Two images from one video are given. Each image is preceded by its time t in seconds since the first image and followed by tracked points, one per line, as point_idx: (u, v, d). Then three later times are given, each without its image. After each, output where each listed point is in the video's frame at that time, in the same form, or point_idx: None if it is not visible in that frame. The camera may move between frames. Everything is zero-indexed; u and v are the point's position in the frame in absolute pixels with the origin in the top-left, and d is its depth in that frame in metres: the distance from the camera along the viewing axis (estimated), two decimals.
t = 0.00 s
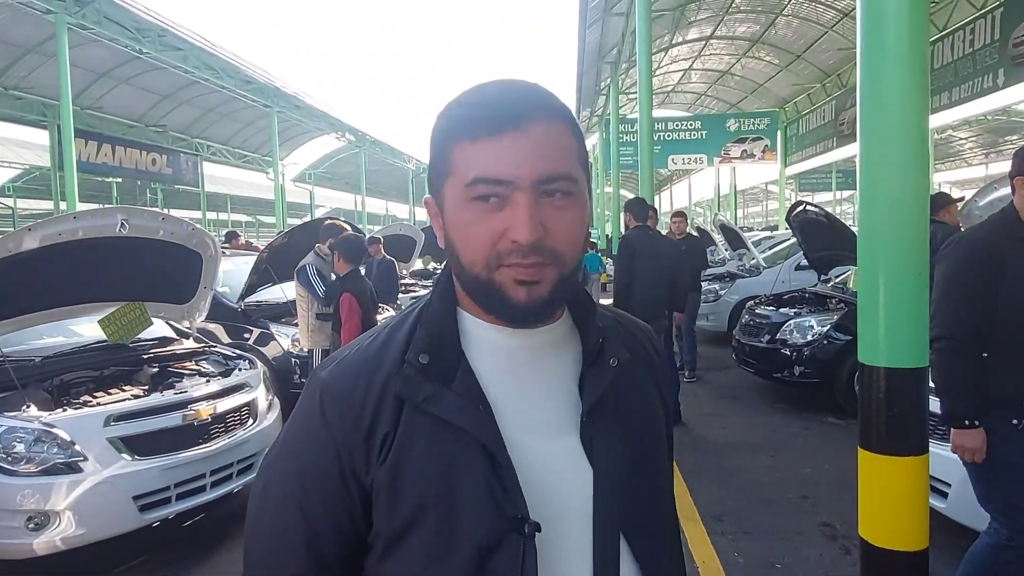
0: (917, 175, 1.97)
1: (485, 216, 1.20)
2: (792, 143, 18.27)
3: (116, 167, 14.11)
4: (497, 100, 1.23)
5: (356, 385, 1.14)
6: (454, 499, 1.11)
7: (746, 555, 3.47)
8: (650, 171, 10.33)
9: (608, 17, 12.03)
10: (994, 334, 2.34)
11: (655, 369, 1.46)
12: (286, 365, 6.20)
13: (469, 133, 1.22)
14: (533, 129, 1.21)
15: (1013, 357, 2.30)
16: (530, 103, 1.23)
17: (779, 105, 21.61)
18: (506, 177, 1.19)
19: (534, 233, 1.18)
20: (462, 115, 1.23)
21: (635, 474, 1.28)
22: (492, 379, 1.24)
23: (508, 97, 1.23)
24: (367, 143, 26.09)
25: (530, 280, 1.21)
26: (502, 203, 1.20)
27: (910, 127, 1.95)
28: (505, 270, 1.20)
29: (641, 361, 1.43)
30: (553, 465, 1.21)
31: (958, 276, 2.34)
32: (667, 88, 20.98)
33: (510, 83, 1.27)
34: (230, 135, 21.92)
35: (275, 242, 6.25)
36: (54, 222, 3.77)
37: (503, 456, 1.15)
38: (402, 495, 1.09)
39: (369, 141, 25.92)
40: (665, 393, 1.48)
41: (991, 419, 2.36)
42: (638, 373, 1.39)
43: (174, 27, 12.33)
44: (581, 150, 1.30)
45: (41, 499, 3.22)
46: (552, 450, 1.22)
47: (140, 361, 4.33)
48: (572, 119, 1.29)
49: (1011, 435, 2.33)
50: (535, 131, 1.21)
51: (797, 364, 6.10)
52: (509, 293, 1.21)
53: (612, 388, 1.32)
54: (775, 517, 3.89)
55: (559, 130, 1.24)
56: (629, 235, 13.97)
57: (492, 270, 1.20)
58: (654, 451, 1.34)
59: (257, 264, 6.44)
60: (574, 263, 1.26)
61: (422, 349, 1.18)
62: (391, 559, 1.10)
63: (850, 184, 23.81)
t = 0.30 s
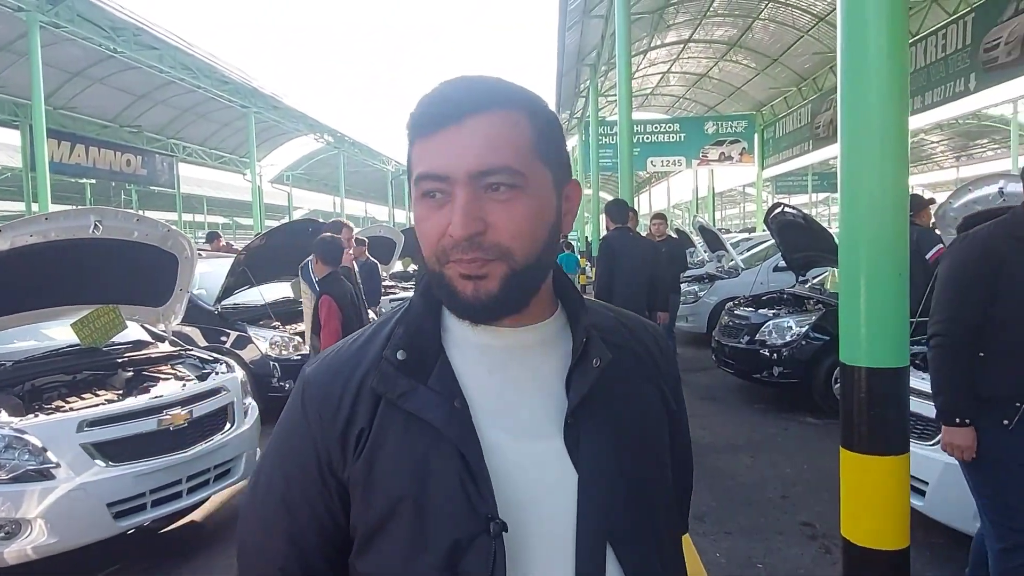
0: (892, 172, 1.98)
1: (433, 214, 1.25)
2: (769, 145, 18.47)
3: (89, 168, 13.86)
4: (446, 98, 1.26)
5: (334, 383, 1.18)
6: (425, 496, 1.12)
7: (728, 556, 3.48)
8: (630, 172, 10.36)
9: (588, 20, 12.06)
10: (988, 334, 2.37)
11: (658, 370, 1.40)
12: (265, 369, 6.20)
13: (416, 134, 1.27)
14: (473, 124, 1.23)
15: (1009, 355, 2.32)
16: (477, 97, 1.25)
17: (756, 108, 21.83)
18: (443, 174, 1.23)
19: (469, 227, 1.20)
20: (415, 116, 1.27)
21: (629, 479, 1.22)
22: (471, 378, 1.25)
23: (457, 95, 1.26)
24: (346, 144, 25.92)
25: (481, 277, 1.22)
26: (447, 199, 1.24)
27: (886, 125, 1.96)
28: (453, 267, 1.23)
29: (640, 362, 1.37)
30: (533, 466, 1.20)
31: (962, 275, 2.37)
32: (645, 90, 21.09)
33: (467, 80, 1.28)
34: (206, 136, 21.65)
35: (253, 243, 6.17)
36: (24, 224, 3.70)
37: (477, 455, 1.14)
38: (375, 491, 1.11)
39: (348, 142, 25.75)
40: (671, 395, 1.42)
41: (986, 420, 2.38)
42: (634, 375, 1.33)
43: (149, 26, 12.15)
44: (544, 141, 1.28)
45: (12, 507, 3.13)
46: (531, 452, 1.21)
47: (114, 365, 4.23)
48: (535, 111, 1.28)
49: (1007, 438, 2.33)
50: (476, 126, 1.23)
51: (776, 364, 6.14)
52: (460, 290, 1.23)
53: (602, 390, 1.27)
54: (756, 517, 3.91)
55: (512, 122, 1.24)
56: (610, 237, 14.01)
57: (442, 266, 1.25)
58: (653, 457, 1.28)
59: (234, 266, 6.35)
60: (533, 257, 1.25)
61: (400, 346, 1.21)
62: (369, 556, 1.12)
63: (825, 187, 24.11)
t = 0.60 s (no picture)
0: (885, 176, 1.99)
1: (432, 220, 1.25)
2: (751, 148, 18.60)
3: (67, 170, 13.65)
4: (445, 104, 1.26)
5: (337, 388, 1.19)
6: (426, 503, 1.11)
7: (717, 558, 3.48)
8: (615, 175, 10.38)
9: (572, 23, 12.07)
10: None
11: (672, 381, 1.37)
12: (249, 373, 6.16)
13: (417, 141, 1.27)
14: (471, 129, 1.22)
15: None
16: (475, 102, 1.24)
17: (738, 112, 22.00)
18: (440, 181, 1.23)
19: (467, 233, 1.19)
20: (416, 123, 1.28)
21: (636, 491, 1.20)
22: (474, 385, 1.25)
23: (458, 100, 1.25)
24: (329, 146, 25.76)
25: (481, 286, 1.21)
26: (444, 205, 1.24)
27: (879, 129, 1.98)
28: (453, 276, 1.22)
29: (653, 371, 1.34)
30: (535, 474, 1.18)
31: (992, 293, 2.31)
32: (629, 93, 21.18)
33: (467, 84, 1.28)
34: (187, 137, 21.41)
35: (237, 246, 6.13)
36: (3, 227, 3.66)
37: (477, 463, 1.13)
38: (374, 497, 1.11)
39: (331, 144, 25.60)
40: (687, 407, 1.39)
41: None
42: (646, 384, 1.30)
43: (130, 27, 12.00)
44: (547, 145, 1.26)
45: None
46: (533, 460, 1.20)
47: (95, 371, 4.16)
48: (537, 115, 1.26)
49: None
50: (475, 131, 1.22)
51: (761, 366, 6.17)
52: (460, 301, 1.22)
53: (610, 399, 1.25)
54: (744, 519, 3.92)
55: (512, 127, 1.23)
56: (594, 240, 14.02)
57: (444, 274, 1.23)
58: (664, 469, 1.25)
59: (217, 269, 6.28)
60: (536, 263, 1.24)
61: (403, 350, 1.21)
62: (369, 561, 1.12)
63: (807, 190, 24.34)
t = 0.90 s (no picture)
0: (876, 178, 2.01)
1: (415, 222, 1.25)
2: (738, 149, 18.72)
3: (50, 169, 13.49)
4: (426, 104, 1.26)
5: (314, 389, 1.19)
6: (400, 513, 1.10)
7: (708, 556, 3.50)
8: (603, 175, 10.40)
9: (560, 23, 12.08)
10: None
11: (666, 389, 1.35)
12: (237, 373, 6.11)
13: (400, 141, 1.28)
14: (454, 131, 1.22)
15: None
16: (456, 104, 1.24)
17: (725, 113, 22.12)
18: (422, 183, 1.23)
19: (446, 237, 1.19)
20: (399, 123, 1.28)
21: (622, 502, 1.18)
22: (456, 391, 1.25)
23: (440, 101, 1.25)
24: (316, 146, 25.64)
25: (462, 292, 1.20)
26: (426, 207, 1.24)
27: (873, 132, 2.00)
28: (433, 281, 1.22)
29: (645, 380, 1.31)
30: (515, 482, 1.18)
31: None
32: (616, 94, 21.24)
33: (450, 83, 1.28)
34: (172, 136, 21.21)
35: (224, 246, 6.09)
36: None
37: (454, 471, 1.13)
38: (351, 503, 1.11)
39: (318, 144, 25.48)
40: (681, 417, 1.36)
41: None
42: (635, 394, 1.28)
43: (115, 24, 11.88)
44: (531, 147, 1.25)
45: None
46: (513, 468, 1.19)
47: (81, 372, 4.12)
48: (522, 114, 1.26)
49: None
50: (457, 132, 1.22)
51: (750, 366, 6.21)
52: (442, 307, 1.22)
53: (596, 408, 1.24)
54: (734, 518, 3.95)
55: (496, 127, 1.22)
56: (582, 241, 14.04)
57: (425, 278, 1.23)
58: (653, 480, 1.23)
59: (204, 269, 6.23)
60: (520, 268, 1.22)
61: (382, 353, 1.20)
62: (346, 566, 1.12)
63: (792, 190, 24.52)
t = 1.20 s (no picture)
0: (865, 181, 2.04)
1: (390, 227, 1.26)
2: (727, 151, 18.83)
3: (37, 167, 13.37)
4: (401, 108, 1.27)
5: (300, 395, 1.22)
6: (382, 518, 1.12)
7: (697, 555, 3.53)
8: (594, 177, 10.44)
9: (552, 24, 12.09)
10: None
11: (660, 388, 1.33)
12: (227, 373, 6.09)
13: (377, 148, 1.28)
14: (429, 134, 1.22)
15: None
16: (428, 107, 1.24)
17: (714, 115, 22.24)
18: (396, 187, 1.24)
19: (421, 241, 1.19)
20: (374, 125, 1.28)
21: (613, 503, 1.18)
22: (440, 395, 1.27)
23: (416, 104, 1.25)
24: (306, 145, 25.57)
25: (438, 297, 1.21)
26: (401, 211, 1.24)
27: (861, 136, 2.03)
28: (411, 284, 1.22)
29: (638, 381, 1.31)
30: (500, 485, 1.20)
31: None
32: (607, 96, 21.30)
33: (423, 86, 1.27)
34: (160, 134, 21.09)
35: (215, 246, 6.07)
36: None
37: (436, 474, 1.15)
38: (334, 506, 1.13)
39: (308, 143, 25.39)
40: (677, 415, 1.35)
41: None
42: (626, 394, 1.27)
43: (104, 21, 11.78)
44: (506, 146, 1.25)
45: None
46: (497, 471, 1.21)
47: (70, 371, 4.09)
48: (494, 115, 1.25)
49: None
50: (430, 132, 1.23)
51: (739, 366, 6.24)
52: (420, 312, 1.22)
53: (583, 410, 1.24)
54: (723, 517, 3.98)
55: (470, 127, 1.23)
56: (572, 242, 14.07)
57: (404, 282, 1.23)
58: (646, 480, 1.22)
59: (194, 268, 6.19)
60: (501, 269, 1.22)
61: (366, 357, 1.22)
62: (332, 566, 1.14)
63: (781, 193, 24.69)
